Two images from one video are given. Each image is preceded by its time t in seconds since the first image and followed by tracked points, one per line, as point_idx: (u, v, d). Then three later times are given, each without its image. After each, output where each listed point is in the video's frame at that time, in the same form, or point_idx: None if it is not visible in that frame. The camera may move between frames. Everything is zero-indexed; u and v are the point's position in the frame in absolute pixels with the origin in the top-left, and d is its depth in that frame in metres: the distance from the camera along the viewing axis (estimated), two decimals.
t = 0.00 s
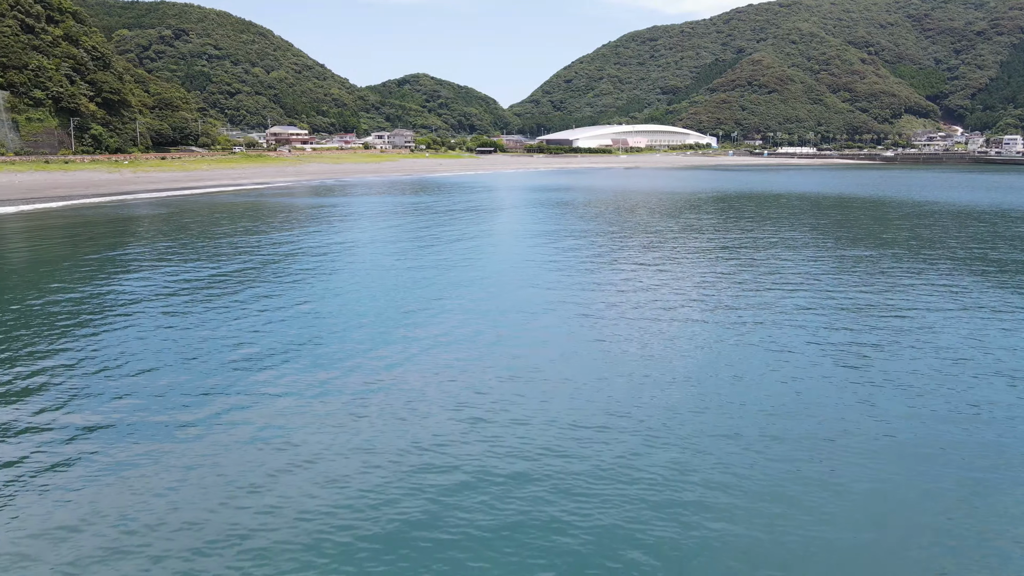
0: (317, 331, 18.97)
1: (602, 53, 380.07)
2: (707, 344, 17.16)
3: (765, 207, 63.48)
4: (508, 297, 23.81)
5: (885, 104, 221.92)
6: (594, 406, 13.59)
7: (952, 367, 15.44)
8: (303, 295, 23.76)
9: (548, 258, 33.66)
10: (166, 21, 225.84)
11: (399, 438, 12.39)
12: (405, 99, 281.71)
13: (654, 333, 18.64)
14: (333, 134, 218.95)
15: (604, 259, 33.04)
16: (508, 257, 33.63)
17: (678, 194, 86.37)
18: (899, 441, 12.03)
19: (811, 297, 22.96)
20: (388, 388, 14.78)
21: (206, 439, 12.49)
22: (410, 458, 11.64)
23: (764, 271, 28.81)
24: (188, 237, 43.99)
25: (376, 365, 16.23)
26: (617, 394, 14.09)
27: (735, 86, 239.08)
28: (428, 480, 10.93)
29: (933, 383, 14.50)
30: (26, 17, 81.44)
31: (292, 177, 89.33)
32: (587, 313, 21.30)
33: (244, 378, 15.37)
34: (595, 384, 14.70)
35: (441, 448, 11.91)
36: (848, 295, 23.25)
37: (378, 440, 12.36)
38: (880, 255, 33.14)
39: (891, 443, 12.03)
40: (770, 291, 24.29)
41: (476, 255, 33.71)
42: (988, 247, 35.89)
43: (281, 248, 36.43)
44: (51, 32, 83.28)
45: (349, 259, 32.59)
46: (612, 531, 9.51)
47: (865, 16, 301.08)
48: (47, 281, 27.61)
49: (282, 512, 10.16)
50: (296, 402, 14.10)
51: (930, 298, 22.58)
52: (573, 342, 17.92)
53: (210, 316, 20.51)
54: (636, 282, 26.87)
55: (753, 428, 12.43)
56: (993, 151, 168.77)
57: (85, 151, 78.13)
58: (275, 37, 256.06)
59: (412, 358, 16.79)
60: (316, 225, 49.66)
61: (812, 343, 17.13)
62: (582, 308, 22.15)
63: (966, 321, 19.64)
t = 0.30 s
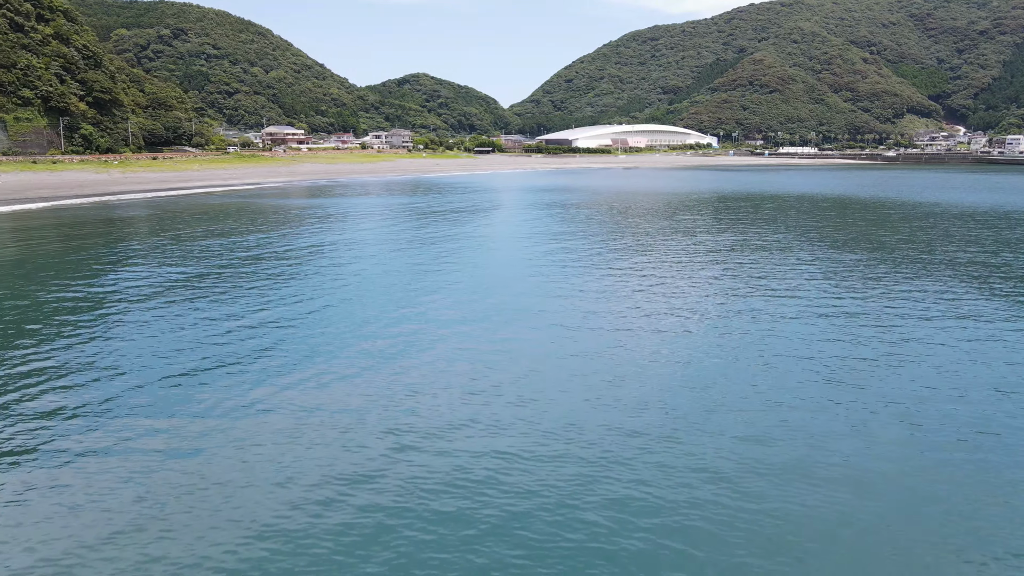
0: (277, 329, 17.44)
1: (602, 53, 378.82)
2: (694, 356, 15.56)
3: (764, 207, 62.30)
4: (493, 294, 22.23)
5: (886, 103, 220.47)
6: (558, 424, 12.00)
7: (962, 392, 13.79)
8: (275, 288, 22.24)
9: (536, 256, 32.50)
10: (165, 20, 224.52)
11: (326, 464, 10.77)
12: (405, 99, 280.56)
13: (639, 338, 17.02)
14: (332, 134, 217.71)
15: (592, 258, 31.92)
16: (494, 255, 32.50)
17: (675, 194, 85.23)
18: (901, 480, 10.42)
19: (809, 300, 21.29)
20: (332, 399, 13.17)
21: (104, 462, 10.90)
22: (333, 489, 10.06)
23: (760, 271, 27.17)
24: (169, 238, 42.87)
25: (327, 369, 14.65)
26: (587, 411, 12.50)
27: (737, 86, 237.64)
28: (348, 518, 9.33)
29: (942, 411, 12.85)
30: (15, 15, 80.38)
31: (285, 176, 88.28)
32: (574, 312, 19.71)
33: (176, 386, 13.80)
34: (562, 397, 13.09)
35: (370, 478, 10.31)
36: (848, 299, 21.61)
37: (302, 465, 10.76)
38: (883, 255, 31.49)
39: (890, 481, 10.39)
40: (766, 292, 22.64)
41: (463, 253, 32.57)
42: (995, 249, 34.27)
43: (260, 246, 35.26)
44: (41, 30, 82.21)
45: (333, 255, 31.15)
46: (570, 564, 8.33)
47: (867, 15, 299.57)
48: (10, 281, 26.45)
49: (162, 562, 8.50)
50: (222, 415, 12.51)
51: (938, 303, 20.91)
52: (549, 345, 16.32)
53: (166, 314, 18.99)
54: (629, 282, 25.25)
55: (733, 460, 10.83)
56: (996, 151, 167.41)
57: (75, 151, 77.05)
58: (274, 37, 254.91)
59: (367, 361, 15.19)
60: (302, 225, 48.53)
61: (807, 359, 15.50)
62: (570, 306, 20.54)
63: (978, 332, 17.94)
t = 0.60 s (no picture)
0: (228, 339, 16.33)
1: (603, 52, 377.32)
2: (665, 371, 14.39)
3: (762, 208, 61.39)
4: (470, 295, 20.96)
5: (890, 103, 219.14)
6: (503, 451, 10.87)
7: (950, 411, 12.83)
8: (241, 293, 21.10)
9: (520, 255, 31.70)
10: (164, 20, 223.31)
11: (238, 501, 9.67)
12: (405, 99, 279.38)
13: (610, 348, 15.83)
14: (331, 134, 216.63)
15: (579, 258, 31.12)
16: (478, 255, 31.72)
17: (675, 194, 84.35)
18: (877, 525, 9.27)
19: (797, 308, 20.10)
20: (263, 419, 12.06)
21: (8, 489, 10.02)
22: (237, 530, 8.97)
23: (749, 274, 25.96)
24: (150, 239, 41.97)
25: (273, 380, 13.72)
26: (537, 435, 11.35)
27: (738, 86, 236.26)
28: (267, 553, 8.53)
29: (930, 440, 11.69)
30: (6, 13, 79.36)
31: (279, 177, 87.53)
32: (550, 317, 18.45)
33: (107, 400, 12.90)
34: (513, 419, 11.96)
35: (280, 518, 9.19)
36: (838, 307, 20.41)
37: (210, 502, 9.66)
38: (880, 258, 30.26)
39: (865, 524, 9.26)
40: (752, 298, 21.43)
41: (445, 253, 31.77)
42: (998, 253, 32.99)
43: (239, 245, 34.38)
44: (31, 29, 81.15)
45: (313, 256, 29.96)
46: None
47: (870, 14, 297.84)
48: None
49: None
50: (138, 441, 11.42)
51: (933, 312, 19.68)
52: (512, 353, 15.12)
53: (116, 323, 17.91)
54: (615, 284, 23.99)
55: (690, 498, 9.72)
56: (1000, 151, 165.93)
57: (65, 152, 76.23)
58: (274, 36, 253.83)
59: (312, 374, 14.04)
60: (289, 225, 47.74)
61: (787, 375, 14.33)
62: (549, 309, 19.24)
63: (970, 343, 16.96)
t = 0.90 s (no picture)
0: (169, 350, 15.37)
1: (605, 52, 375.89)
2: (632, 387, 13.29)
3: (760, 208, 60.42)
4: (443, 298, 19.84)
5: (893, 103, 217.58)
6: (439, 485, 9.78)
7: (942, 426, 11.96)
8: (203, 298, 20.11)
9: (506, 254, 30.85)
10: (164, 20, 222.38)
11: (157, 531, 8.83)
12: (406, 99, 278.34)
13: (576, 361, 14.72)
14: (331, 134, 215.69)
15: (566, 257, 30.22)
16: (461, 254, 30.88)
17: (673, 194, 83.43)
18: (851, 571, 8.27)
19: (786, 312, 18.87)
20: (204, 438, 11.26)
21: None
22: (145, 570, 8.08)
23: (742, 274, 24.68)
24: (131, 239, 41.12)
25: (222, 394, 12.92)
26: (479, 465, 10.30)
27: (740, 85, 234.82)
28: None
29: (917, 468, 10.53)
30: None
31: (273, 177, 86.77)
32: (524, 323, 17.45)
33: (40, 416, 12.11)
34: (458, 447, 10.87)
35: (169, 568, 8.09)
36: (830, 309, 19.41)
37: (128, 532, 8.84)
38: (879, 260, 28.98)
39: (843, 566, 8.34)
40: (740, 300, 20.19)
41: (428, 253, 30.91)
42: (1003, 255, 31.66)
43: (218, 245, 33.52)
44: (22, 27, 80.25)
45: (292, 258, 28.90)
46: None
47: (873, 14, 296.11)
48: None
49: None
50: (66, 461, 10.63)
51: (934, 316, 18.39)
52: (470, 368, 14.04)
53: (62, 329, 16.99)
54: (599, 285, 22.79)
55: (651, 531, 8.88)
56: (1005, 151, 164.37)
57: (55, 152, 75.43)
58: (274, 36, 252.97)
59: (248, 391, 13.02)
60: (275, 225, 46.87)
61: (766, 392, 13.14)
62: (522, 315, 18.10)
63: (966, 347, 16.07)
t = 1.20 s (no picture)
0: (96, 363, 14.51)
1: (607, 52, 374.31)
2: (586, 406, 12.33)
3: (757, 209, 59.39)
4: (407, 305, 18.88)
5: (896, 103, 215.88)
6: (363, 522, 8.88)
7: (929, 452, 10.99)
8: (159, 305, 19.26)
9: (489, 256, 29.89)
10: (163, 19, 221.52)
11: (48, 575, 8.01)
12: (407, 99, 277.31)
13: (540, 375, 13.82)
14: (331, 134, 214.74)
15: (550, 259, 29.27)
16: (443, 255, 29.96)
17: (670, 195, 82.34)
18: None
19: (768, 321, 17.83)
20: (125, 465, 10.41)
21: None
22: None
23: (730, 279, 23.62)
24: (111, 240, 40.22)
25: (155, 413, 12.07)
26: (405, 501, 9.34)
27: (743, 84, 233.30)
28: None
29: (888, 505, 9.51)
30: None
31: (267, 177, 85.99)
32: (490, 332, 16.54)
33: None
34: (387, 480, 9.92)
35: None
36: (817, 317, 18.43)
37: None
38: (874, 264, 27.95)
39: None
40: (720, 308, 19.15)
41: (409, 255, 29.99)
42: (1006, 259, 30.45)
43: (195, 246, 32.63)
44: (13, 26, 79.47)
45: (266, 261, 28.01)
46: None
47: (877, 13, 294.12)
48: None
49: None
50: None
51: (926, 327, 17.39)
52: (420, 386, 13.12)
53: None
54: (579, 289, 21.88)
55: None
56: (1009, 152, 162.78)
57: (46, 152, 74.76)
58: (275, 36, 252.21)
59: (169, 412, 12.14)
60: (260, 226, 45.93)
61: (731, 414, 12.14)
62: (483, 325, 17.13)
63: (960, 360, 15.06)
